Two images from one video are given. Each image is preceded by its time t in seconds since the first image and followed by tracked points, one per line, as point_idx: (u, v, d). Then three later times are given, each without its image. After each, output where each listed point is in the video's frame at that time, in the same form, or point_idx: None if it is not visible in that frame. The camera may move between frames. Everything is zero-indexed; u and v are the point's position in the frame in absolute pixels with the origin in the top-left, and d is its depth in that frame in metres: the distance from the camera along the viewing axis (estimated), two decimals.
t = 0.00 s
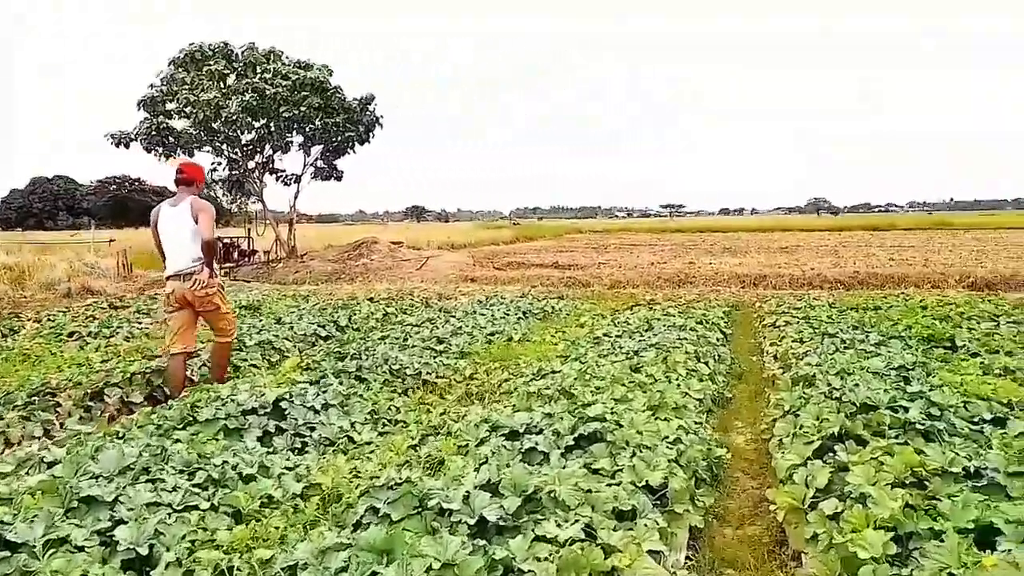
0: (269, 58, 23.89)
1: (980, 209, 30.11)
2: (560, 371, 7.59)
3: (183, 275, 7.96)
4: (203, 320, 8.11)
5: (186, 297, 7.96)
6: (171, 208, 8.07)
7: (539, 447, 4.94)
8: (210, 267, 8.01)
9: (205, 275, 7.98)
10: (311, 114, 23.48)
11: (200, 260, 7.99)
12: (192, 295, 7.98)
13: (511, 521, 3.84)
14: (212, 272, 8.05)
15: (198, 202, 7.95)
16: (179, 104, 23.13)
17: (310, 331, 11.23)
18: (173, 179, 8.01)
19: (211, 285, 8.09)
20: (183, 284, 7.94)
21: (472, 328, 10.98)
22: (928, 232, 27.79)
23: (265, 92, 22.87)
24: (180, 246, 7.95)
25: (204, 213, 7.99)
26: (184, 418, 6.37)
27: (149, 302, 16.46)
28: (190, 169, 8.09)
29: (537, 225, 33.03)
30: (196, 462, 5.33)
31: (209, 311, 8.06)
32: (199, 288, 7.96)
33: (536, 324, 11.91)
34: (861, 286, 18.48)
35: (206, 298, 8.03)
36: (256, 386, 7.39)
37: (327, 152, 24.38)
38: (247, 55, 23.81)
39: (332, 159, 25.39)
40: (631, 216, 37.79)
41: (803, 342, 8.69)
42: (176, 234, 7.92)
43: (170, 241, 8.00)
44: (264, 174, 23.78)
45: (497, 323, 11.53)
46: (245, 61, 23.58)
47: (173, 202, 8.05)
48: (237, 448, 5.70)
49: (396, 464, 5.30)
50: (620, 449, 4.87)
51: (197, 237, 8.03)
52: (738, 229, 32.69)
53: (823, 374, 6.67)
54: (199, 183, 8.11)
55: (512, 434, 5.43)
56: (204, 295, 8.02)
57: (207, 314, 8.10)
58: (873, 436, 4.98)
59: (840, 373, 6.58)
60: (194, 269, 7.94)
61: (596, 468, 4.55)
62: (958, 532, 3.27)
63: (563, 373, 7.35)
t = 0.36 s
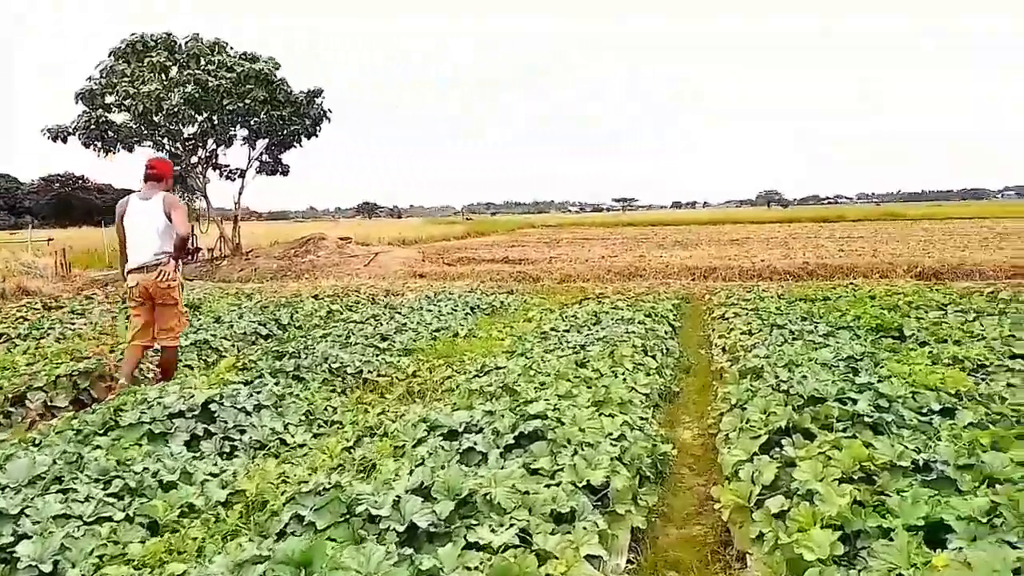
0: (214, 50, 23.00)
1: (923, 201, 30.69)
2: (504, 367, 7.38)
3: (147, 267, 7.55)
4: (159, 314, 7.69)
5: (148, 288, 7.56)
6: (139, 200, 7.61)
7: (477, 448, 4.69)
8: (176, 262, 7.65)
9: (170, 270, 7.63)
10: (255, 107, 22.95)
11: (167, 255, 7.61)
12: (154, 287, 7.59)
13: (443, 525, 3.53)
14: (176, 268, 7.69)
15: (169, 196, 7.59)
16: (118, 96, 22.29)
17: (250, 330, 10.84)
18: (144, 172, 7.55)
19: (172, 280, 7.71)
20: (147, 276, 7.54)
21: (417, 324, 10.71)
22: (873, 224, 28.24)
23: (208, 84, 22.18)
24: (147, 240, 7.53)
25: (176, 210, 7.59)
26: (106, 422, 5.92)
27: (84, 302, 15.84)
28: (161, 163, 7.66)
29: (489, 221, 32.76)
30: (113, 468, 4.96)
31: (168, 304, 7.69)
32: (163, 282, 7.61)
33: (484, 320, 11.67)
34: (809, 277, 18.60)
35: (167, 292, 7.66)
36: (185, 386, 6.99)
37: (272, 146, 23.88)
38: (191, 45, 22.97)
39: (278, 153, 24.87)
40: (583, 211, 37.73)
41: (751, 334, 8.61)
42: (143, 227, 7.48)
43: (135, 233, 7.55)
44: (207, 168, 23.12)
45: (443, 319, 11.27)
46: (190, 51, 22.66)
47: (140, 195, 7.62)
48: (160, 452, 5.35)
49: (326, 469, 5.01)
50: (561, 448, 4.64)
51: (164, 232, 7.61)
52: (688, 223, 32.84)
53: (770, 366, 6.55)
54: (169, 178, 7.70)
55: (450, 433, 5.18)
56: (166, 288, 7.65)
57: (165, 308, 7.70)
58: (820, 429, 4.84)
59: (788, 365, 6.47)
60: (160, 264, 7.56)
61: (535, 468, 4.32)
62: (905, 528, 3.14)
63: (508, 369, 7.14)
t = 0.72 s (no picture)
0: (147, 32, 22.39)
1: (869, 187, 31.10)
2: (445, 358, 7.18)
3: (80, 256, 7.25)
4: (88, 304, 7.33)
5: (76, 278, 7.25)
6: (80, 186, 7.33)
7: (410, 447, 4.51)
8: (110, 252, 7.30)
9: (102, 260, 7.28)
10: (193, 91, 22.24)
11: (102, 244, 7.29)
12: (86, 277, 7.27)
13: (363, 534, 3.39)
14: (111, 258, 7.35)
15: (107, 183, 7.27)
16: (46, 79, 21.42)
17: (186, 323, 10.46)
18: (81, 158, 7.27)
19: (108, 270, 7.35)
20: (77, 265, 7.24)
21: (360, 315, 10.43)
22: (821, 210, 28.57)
23: (142, 68, 21.33)
24: (82, 227, 7.25)
25: (114, 197, 7.26)
26: (7, 428, 5.53)
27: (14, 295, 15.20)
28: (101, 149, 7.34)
29: (443, 209, 32.43)
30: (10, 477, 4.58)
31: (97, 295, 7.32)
32: (97, 272, 7.27)
33: (430, 309, 11.43)
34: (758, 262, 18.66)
35: (97, 282, 7.30)
36: (100, 385, 6.58)
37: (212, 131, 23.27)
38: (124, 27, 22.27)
39: (218, 139, 24.22)
40: (537, 198, 37.58)
41: (697, 320, 8.52)
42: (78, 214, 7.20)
43: (72, 221, 7.29)
44: (142, 155, 22.34)
45: (388, 309, 11.01)
46: (121, 33, 22.08)
47: (80, 181, 7.34)
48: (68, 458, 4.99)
49: (246, 475, 4.73)
50: (498, 444, 4.46)
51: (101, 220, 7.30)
52: (641, 209, 32.89)
53: (715, 353, 6.45)
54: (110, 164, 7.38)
55: (383, 431, 4.98)
56: (97, 278, 7.29)
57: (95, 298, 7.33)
58: (762, 418, 4.74)
59: (733, 352, 6.37)
60: (93, 253, 7.24)
61: (469, 467, 4.14)
62: (844, 523, 3.00)
63: (449, 361, 6.94)
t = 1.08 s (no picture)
0: (75, 6, 21.52)
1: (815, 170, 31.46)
2: (384, 347, 7.00)
3: (14, 242, 6.94)
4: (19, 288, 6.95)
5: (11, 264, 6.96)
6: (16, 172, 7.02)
7: (339, 441, 4.35)
8: (41, 236, 6.94)
9: (32, 244, 6.92)
10: (126, 68, 21.51)
11: (33, 228, 6.93)
12: (18, 261, 6.94)
13: (278, 538, 3.22)
14: (43, 242, 6.98)
15: (38, 168, 6.89)
16: None
17: (119, 312, 10.09)
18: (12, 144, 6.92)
19: (39, 255, 6.98)
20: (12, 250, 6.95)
21: (300, 302, 10.16)
22: (770, 193, 28.83)
23: (70, 43, 20.53)
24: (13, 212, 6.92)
25: (41, 182, 6.87)
26: None
27: None
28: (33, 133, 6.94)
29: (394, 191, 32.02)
30: None
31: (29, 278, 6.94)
32: (27, 258, 6.93)
33: (375, 295, 11.19)
34: (705, 245, 18.73)
35: (27, 265, 6.93)
36: (7, 380, 6.23)
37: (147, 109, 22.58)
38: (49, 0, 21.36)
39: (155, 119, 23.49)
40: (490, 181, 37.35)
41: (642, 304, 8.43)
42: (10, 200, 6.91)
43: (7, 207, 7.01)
44: (73, 135, 21.56)
45: (329, 295, 10.74)
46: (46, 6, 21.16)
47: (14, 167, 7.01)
48: None
49: (161, 476, 4.50)
50: (431, 438, 4.31)
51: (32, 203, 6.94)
52: (592, 193, 32.88)
53: (660, 337, 6.36)
54: (44, 148, 6.98)
55: (312, 425, 4.80)
56: (27, 261, 6.92)
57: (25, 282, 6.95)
58: (704, 402, 4.65)
59: (677, 336, 6.28)
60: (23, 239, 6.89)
61: (399, 462, 3.98)
62: (781, 514, 2.87)
63: (387, 350, 6.75)
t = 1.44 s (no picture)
0: None
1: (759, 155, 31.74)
2: (324, 334, 6.71)
3: None
4: None
5: None
6: None
7: (271, 437, 4.07)
8: None
9: None
10: (63, 47, 20.62)
11: None
12: None
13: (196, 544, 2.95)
14: None
15: None
16: None
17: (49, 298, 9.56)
18: None
19: None
20: None
21: (240, 288, 9.78)
22: (717, 178, 29.00)
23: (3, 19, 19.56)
24: None
25: None
26: None
27: None
28: None
29: (342, 175, 31.41)
30: None
31: None
32: None
33: (319, 280, 10.83)
34: (652, 229, 18.69)
35: None
36: None
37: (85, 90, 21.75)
38: None
39: (93, 99, 22.63)
40: (440, 166, 36.92)
41: (588, 290, 8.25)
42: None
43: None
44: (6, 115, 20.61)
45: (270, 281, 10.36)
46: None
47: None
48: None
49: (80, 474, 4.13)
50: (368, 432, 4.06)
51: None
52: (541, 177, 32.69)
53: (606, 323, 6.18)
54: None
55: (243, 419, 4.49)
56: None
57: None
58: (652, 392, 4.48)
59: (624, 322, 6.11)
60: None
61: (333, 459, 3.73)
62: (733, 514, 2.72)
63: (326, 337, 6.45)
